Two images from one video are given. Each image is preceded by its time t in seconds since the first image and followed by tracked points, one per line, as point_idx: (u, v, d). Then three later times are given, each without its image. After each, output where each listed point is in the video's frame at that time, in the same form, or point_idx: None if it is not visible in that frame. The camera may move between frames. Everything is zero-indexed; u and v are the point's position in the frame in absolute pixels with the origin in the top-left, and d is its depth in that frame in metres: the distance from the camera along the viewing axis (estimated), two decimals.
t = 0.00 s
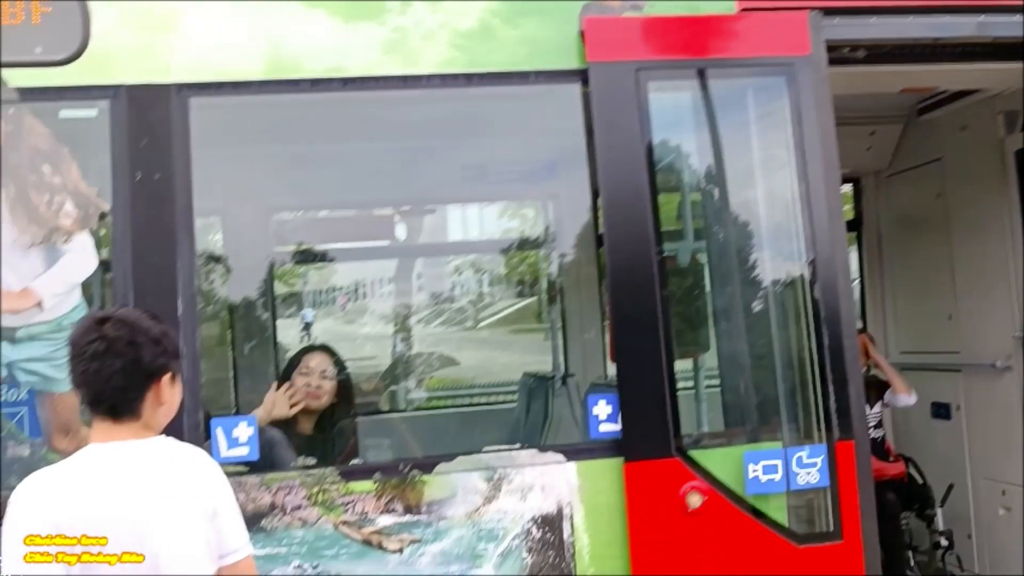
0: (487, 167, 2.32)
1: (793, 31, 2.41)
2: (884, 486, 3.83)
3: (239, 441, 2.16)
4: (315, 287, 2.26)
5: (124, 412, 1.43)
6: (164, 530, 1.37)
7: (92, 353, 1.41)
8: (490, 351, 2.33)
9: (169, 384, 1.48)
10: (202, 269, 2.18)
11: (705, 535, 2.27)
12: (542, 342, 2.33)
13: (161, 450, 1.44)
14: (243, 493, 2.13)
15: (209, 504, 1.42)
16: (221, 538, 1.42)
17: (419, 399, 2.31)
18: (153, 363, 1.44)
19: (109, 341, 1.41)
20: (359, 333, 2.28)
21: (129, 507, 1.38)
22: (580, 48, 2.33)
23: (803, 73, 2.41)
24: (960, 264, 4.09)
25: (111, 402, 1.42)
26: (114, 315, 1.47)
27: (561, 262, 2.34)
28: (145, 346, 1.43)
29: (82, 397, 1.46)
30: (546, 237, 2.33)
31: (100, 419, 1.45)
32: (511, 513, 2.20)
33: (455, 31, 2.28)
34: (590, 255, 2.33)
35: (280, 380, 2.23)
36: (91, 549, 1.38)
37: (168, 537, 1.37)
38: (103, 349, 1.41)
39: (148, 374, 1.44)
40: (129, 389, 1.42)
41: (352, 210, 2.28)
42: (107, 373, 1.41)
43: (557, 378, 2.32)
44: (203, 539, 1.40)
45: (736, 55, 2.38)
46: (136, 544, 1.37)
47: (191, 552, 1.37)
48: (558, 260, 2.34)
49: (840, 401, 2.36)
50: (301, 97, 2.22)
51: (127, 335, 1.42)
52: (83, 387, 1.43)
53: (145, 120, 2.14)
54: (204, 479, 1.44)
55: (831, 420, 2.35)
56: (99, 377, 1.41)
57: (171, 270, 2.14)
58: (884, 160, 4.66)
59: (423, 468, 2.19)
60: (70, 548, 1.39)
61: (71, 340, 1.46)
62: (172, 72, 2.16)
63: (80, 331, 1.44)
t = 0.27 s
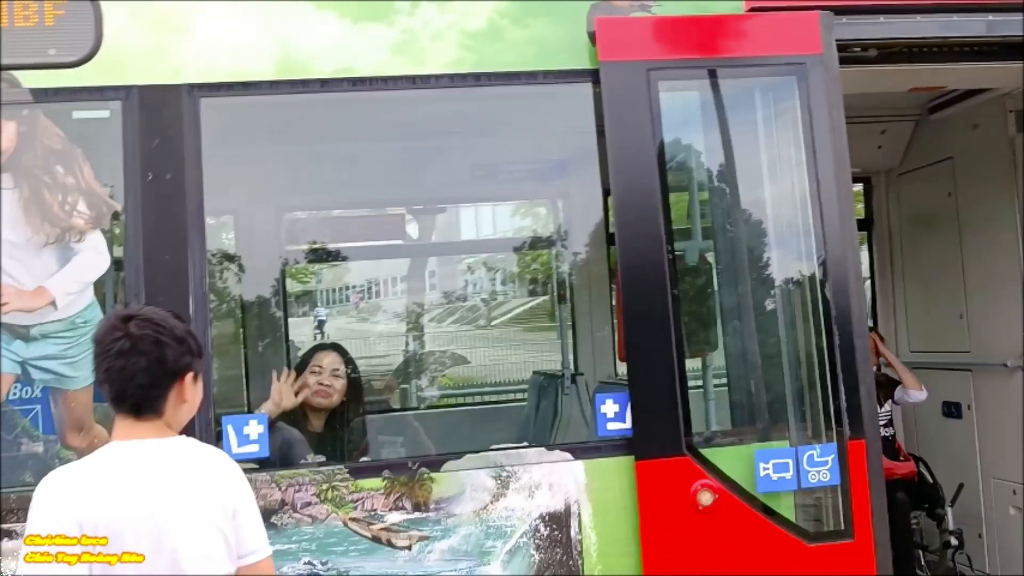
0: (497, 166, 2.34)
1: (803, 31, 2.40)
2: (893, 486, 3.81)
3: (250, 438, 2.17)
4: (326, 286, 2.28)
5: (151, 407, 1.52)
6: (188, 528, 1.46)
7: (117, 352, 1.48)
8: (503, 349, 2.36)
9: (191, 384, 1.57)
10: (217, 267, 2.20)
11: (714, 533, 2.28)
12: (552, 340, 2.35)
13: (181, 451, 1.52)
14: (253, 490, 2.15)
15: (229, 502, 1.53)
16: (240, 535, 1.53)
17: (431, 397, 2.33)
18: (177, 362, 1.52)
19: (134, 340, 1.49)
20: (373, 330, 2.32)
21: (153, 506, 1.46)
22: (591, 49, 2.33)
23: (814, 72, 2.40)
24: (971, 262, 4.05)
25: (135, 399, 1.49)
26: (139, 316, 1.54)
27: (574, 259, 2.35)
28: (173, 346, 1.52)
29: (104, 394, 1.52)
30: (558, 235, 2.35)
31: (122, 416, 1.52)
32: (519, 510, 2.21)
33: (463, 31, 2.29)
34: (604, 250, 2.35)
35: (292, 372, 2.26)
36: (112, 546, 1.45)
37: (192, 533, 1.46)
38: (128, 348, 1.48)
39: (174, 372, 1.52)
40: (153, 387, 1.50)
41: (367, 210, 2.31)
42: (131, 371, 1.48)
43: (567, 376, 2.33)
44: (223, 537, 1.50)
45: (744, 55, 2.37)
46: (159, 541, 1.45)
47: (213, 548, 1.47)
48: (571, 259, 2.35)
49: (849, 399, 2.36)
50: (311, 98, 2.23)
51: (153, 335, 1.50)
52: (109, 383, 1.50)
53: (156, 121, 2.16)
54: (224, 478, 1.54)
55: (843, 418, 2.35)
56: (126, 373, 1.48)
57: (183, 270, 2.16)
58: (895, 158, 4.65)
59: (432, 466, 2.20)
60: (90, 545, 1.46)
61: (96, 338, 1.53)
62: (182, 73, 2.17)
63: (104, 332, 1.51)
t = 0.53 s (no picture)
0: (506, 165, 2.34)
1: (815, 30, 2.39)
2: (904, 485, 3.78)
3: (260, 435, 2.19)
4: (338, 284, 2.31)
5: (176, 405, 1.56)
6: (213, 526, 1.52)
7: (143, 350, 1.51)
8: (515, 346, 2.37)
9: (215, 383, 1.61)
10: (230, 265, 2.22)
11: (724, 532, 2.28)
12: (560, 339, 2.37)
13: (203, 452, 1.57)
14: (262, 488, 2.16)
15: (253, 502, 1.59)
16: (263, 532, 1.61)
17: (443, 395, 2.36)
18: (201, 362, 1.55)
19: (161, 340, 1.52)
20: (386, 328, 2.35)
21: (177, 505, 1.50)
22: (601, 48, 2.33)
23: (826, 71, 2.39)
24: (983, 260, 4.01)
25: (161, 398, 1.53)
26: (164, 315, 1.57)
27: (586, 258, 2.36)
28: (198, 346, 1.55)
29: (128, 391, 1.56)
30: (569, 233, 2.36)
31: (146, 414, 1.56)
32: (526, 508, 2.22)
33: (472, 31, 2.29)
34: (614, 248, 2.35)
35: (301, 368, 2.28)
36: (134, 544, 1.48)
37: (218, 530, 1.52)
38: (154, 347, 1.51)
39: (198, 372, 1.55)
40: (177, 386, 1.54)
41: (378, 209, 2.33)
42: (157, 370, 1.51)
43: (576, 375, 2.35)
44: (246, 535, 1.57)
45: (753, 54, 2.36)
46: (184, 539, 1.49)
47: (237, 546, 1.54)
48: (583, 257, 2.36)
49: (858, 398, 2.35)
50: (319, 98, 2.24)
51: (178, 335, 1.53)
52: (133, 381, 1.53)
53: (167, 121, 2.18)
54: (248, 478, 1.60)
55: (853, 416, 2.35)
56: (152, 373, 1.51)
57: (193, 269, 2.18)
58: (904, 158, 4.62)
59: (439, 464, 2.20)
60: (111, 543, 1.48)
61: (120, 336, 1.56)
62: (193, 74, 2.19)
63: (130, 330, 1.54)
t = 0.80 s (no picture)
0: (515, 164, 2.34)
1: (826, 29, 2.39)
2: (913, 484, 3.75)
3: (269, 433, 2.22)
4: (350, 282, 2.30)
5: (199, 405, 1.56)
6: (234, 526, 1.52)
7: (167, 351, 1.52)
8: (528, 345, 2.35)
9: (238, 383, 1.61)
10: (242, 263, 2.24)
11: (735, 531, 2.28)
12: (572, 336, 2.35)
13: (224, 452, 1.57)
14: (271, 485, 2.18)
15: (273, 503, 1.59)
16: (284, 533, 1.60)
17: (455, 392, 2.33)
18: (226, 363, 1.56)
19: (186, 341, 1.53)
20: (399, 326, 2.33)
21: (198, 504, 1.50)
22: (613, 48, 2.34)
23: (837, 71, 2.39)
24: (994, 259, 3.99)
25: (184, 397, 1.54)
26: (188, 315, 1.58)
27: (598, 255, 2.35)
28: (222, 347, 1.56)
29: (150, 391, 1.56)
30: (580, 231, 2.35)
31: (169, 414, 1.57)
32: (534, 506, 2.23)
33: (480, 32, 2.29)
34: (622, 248, 2.35)
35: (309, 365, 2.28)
36: (155, 543, 1.49)
37: (238, 531, 1.52)
38: (179, 348, 1.52)
39: (222, 372, 1.56)
40: (201, 386, 1.54)
41: (390, 207, 2.32)
42: (181, 370, 1.52)
43: (585, 373, 2.33)
44: (266, 536, 1.57)
45: (765, 54, 2.36)
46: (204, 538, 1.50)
47: (256, 546, 1.54)
48: (595, 254, 2.35)
49: (865, 397, 2.35)
50: (329, 98, 2.26)
51: (203, 336, 1.54)
52: (158, 381, 1.54)
53: (179, 121, 2.20)
54: (270, 479, 1.60)
55: (864, 416, 2.34)
56: (177, 373, 1.52)
57: (204, 268, 2.20)
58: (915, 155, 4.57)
59: (448, 462, 2.22)
60: (132, 541, 1.49)
61: (145, 336, 1.56)
62: (204, 75, 2.21)
63: (153, 331, 1.55)
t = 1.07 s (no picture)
0: (525, 162, 2.36)
1: (837, 28, 2.38)
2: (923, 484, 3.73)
3: (279, 430, 2.24)
4: (362, 280, 2.31)
5: (223, 407, 1.54)
6: (256, 526, 1.50)
7: (192, 351, 1.50)
8: (539, 342, 2.36)
9: (260, 383, 1.59)
10: (254, 261, 2.26)
11: (745, 528, 2.28)
12: (581, 334, 2.36)
13: (246, 452, 1.54)
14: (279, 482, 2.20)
15: (295, 503, 1.56)
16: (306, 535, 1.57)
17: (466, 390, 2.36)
18: (250, 363, 1.54)
19: (211, 342, 1.51)
20: (409, 324, 2.35)
21: (220, 504, 1.48)
22: (623, 48, 2.34)
23: (848, 69, 2.38)
24: (1005, 258, 3.96)
25: (209, 398, 1.51)
26: (211, 316, 1.56)
27: (609, 253, 2.36)
28: (246, 347, 1.54)
29: (174, 391, 1.54)
30: (592, 228, 2.36)
31: (193, 414, 1.55)
32: (540, 504, 2.23)
33: (487, 32, 2.30)
34: (632, 245, 2.36)
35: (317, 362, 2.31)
36: (177, 542, 1.46)
37: (259, 531, 1.50)
38: (204, 349, 1.50)
39: (247, 373, 1.54)
40: (227, 387, 1.52)
41: (401, 206, 2.33)
42: (206, 371, 1.50)
43: (593, 372, 2.34)
44: (288, 537, 1.54)
45: (776, 53, 2.36)
46: (225, 538, 1.47)
47: (278, 554, 1.52)
48: (606, 252, 2.36)
49: (874, 397, 2.34)
50: (337, 98, 2.27)
51: (228, 337, 1.52)
52: (182, 382, 1.52)
53: (189, 121, 2.22)
54: (292, 479, 1.58)
55: (874, 415, 2.34)
56: (202, 374, 1.50)
57: (214, 268, 2.22)
58: (926, 154, 4.48)
59: (454, 460, 2.24)
60: (154, 539, 1.47)
61: (167, 336, 1.54)
62: (214, 76, 2.22)
63: (177, 331, 1.52)
